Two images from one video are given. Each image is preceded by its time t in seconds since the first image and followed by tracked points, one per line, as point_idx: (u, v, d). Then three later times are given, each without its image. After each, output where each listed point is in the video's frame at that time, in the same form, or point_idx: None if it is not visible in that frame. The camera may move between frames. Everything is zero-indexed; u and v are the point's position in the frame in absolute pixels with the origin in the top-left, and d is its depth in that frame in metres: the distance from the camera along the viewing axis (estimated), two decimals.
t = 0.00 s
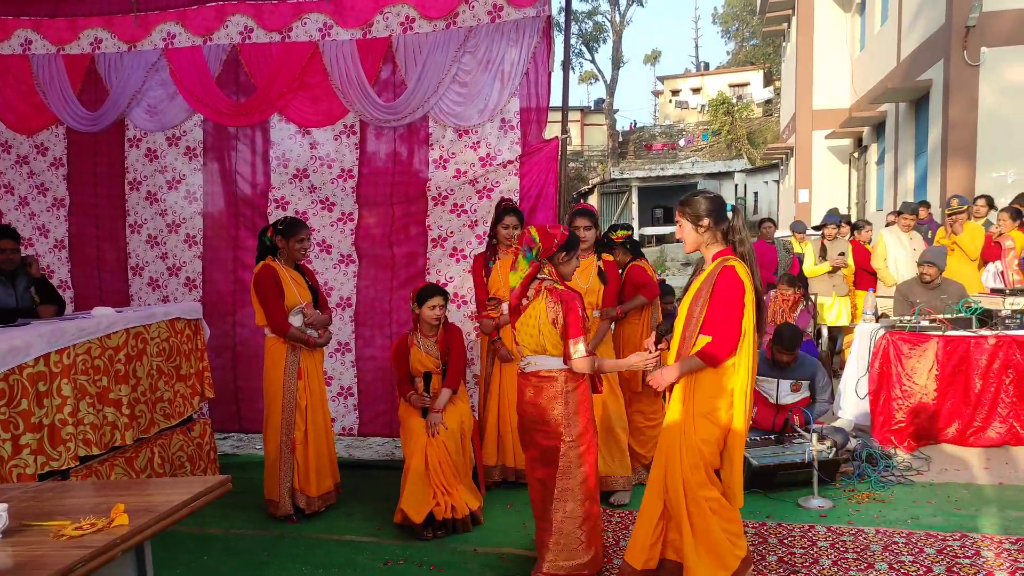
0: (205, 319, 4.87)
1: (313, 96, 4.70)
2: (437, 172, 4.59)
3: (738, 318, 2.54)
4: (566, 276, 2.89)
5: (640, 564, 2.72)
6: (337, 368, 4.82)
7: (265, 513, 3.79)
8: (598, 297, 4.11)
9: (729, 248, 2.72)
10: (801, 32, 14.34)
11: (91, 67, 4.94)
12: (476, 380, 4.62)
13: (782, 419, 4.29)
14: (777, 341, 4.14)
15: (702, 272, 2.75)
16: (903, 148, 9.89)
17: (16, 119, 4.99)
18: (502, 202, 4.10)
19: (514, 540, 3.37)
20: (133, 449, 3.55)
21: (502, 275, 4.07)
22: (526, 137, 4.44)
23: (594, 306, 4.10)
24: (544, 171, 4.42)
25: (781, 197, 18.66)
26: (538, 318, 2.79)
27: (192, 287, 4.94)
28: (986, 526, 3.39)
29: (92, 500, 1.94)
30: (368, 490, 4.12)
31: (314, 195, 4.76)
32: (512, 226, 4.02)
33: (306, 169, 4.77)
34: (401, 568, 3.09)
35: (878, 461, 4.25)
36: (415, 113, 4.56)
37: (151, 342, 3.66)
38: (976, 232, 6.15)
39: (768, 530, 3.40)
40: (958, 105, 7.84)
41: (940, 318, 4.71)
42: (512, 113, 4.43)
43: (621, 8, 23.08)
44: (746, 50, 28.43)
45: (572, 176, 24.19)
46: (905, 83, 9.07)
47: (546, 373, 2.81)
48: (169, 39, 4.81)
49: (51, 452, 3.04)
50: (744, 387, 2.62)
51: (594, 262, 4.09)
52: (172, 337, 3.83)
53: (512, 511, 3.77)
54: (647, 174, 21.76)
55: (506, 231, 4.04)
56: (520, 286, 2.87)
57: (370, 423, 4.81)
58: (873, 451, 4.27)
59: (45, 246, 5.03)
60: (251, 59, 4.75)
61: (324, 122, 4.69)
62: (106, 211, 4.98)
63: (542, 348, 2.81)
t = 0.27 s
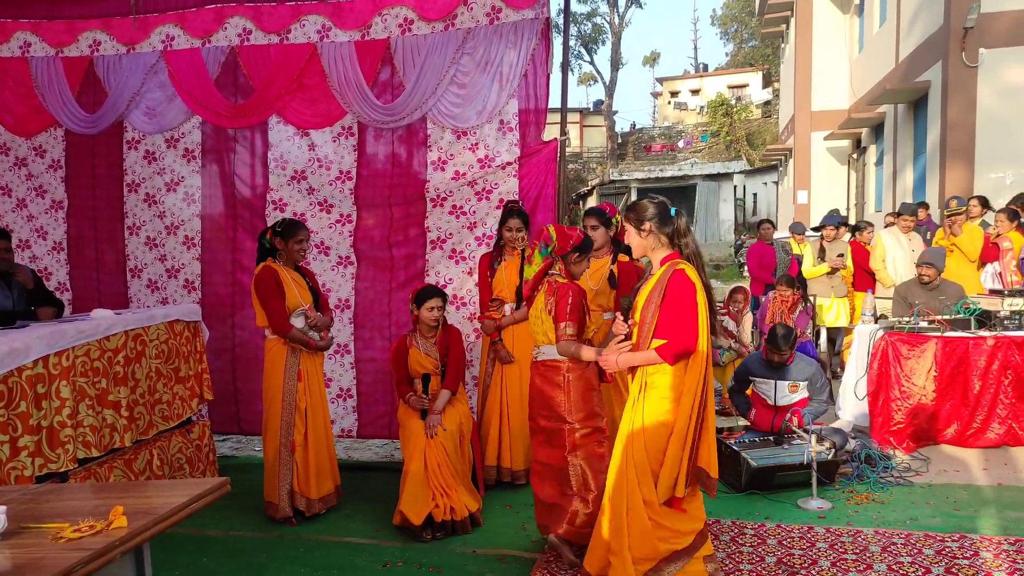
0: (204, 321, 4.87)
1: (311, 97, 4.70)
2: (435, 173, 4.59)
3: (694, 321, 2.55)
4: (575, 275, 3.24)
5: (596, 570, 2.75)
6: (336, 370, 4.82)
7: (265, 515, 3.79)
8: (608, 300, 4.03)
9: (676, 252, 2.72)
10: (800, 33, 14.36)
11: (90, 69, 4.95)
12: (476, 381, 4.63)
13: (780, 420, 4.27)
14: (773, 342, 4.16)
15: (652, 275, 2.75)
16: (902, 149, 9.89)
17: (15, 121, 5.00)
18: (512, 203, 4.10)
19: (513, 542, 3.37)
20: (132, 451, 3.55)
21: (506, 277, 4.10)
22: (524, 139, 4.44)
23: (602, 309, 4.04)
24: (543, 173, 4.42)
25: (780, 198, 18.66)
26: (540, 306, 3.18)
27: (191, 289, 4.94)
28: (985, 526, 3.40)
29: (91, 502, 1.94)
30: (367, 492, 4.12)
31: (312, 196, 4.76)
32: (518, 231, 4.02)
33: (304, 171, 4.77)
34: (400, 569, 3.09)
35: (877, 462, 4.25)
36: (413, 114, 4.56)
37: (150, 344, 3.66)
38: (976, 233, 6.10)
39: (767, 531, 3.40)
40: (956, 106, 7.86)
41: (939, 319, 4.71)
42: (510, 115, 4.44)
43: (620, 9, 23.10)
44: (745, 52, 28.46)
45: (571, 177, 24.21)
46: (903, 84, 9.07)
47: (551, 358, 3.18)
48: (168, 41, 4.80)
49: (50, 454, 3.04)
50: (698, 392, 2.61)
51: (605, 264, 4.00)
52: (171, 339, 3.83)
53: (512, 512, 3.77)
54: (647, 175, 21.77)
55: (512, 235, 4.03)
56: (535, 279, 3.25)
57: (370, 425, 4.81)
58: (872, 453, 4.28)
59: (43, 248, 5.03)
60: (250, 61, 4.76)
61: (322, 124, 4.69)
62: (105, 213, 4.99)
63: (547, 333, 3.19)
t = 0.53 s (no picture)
0: (202, 324, 4.87)
1: (308, 99, 4.70)
2: (433, 175, 4.60)
3: (613, 329, 2.71)
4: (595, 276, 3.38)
5: None
6: (335, 372, 4.81)
7: (264, 517, 3.78)
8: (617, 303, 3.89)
9: (599, 258, 2.85)
10: (797, 34, 14.38)
11: (87, 72, 4.95)
12: (475, 383, 4.63)
13: (779, 420, 4.30)
14: (765, 342, 4.20)
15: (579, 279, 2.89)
16: (899, 149, 9.91)
17: (12, 124, 4.99)
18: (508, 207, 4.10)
19: (513, 544, 3.36)
20: (130, 454, 3.55)
21: (505, 278, 4.10)
22: (522, 141, 4.44)
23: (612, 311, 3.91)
24: (541, 174, 4.41)
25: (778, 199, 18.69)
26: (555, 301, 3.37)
27: (188, 292, 4.94)
28: (984, 526, 3.40)
29: (90, 505, 1.94)
30: (366, 494, 4.12)
31: (310, 198, 4.76)
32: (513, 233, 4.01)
33: (301, 173, 4.77)
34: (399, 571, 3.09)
35: (876, 462, 4.26)
36: (410, 115, 4.56)
37: (148, 347, 3.66)
38: (972, 232, 6.10)
39: (766, 532, 3.40)
40: (953, 106, 7.88)
41: (937, 318, 4.71)
42: (507, 116, 4.44)
43: (617, 11, 23.13)
44: (742, 53, 28.50)
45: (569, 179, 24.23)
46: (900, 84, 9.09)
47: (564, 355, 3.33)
48: (165, 44, 4.81)
49: (48, 458, 3.04)
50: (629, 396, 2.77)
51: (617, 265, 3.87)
52: (169, 341, 3.83)
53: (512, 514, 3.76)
54: (644, 176, 21.79)
55: (510, 238, 4.05)
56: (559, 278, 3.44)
57: (368, 427, 4.81)
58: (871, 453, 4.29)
59: (40, 251, 5.03)
60: (246, 63, 4.75)
61: (318, 125, 4.69)
62: (102, 216, 4.98)
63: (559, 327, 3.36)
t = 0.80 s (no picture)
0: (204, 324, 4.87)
1: (310, 99, 4.70)
2: (434, 174, 4.60)
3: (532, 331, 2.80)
4: (621, 277, 3.42)
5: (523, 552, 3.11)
6: (336, 372, 4.82)
7: (266, 517, 3.79)
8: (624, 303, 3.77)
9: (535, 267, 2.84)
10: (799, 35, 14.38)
11: (90, 72, 4.96)
12: (476, 384, 4.63)
13: (780, 421, 4.30)
14: (761, 344, 4.20)
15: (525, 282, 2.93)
16: (902, 150, 9.89)
17: (15, 124, 5.00)
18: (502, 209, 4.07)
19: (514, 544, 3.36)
20: (132, 453, 3.55)
21: (505, 279, 4.08)
22: (523, 141, 4.45)
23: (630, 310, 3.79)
24: (543, 174, 4.41)
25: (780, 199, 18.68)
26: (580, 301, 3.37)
27: (190, 291, 4.94)
28: (986, 528, 3.39)
29: (92, 504, 1.94)
30: (367, 494, 4.12)
31: (311, 198, 4.76)
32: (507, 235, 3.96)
33: (302, 173, 4.77)
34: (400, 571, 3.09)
35: (878, 463, 4.25)
36: (411, 115, 4.57)
37: (150, 346, 3.66)
38: (976, 234, 6.12)
39: (768, 533, 3.40)
40: (956, 107, 7.86)
41: (939, 319, 4.70)
42: (509, 116, 4.44)
43: (620, 11, 23.13)
44: (745, 53, 28.45)
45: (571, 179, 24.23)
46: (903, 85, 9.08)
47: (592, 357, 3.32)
48: (168, 44, 4.83)
49: (50, 457, 3.04)
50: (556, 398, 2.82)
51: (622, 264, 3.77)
52: (171, 341, 3.84)
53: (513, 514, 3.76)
54: (647, 177, 21.79)
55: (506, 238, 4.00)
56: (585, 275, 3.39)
57: (370, 427, 4.81)
58: (872, 453, 4.28)
59: (41, 250, 5.04)
60: (249, 63, 4.75)
61: (320, 125, 4.69)
62: (104, 216, 4.99)
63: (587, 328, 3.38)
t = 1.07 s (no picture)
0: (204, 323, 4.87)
1: (311, 98, 4.71)
2: (434, 174, 4.60)
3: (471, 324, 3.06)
4: (634, 279, 3.33)
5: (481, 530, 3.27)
6: (337, 372, 4.81)
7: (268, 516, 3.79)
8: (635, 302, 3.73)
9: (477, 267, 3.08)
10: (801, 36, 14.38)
11: (92, 71, 4.97)
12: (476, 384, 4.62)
13: (781, 424, 4.29)
14: (760, 347, 4.18)
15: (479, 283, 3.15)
16: (903, 152, 9.88)
17: (17, 123, 5.01)
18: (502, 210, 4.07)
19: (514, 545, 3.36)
20: (133, 453, 3.55)
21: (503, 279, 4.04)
22: (524, 141, 4.45)
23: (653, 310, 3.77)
24: (544, 175, 4.41)
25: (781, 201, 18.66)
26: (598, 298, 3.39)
27: (190, 291, 4.94)
28: (987, 530, 3.39)
29: (92, 504, 1.94)
30: (367, 495, 4.12)
31: (311, 198, 4.76)
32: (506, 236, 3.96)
33: (303, 173, 4.77)
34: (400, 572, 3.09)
35: (879, 465, 4.25)
36: (411, 114, 4.57)
37: (151, 346, 3.66)
38: (977, 236, 6.15)
39: (768, 535, 3.40)
40: (957, 108, 7.86)
41: (940, 321, 4.69)
42: (510, 116, 4.45)
43: (621, 12, 23.13)
44: (747, 54, 28.43)
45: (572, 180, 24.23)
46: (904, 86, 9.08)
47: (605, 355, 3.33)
48: (170, 44, 4.84)
49: (51, 456, 3.04)
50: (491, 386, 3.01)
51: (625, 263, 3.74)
52: (172, 341, 3.84)
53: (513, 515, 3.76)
54: (648, 177, 21.79)
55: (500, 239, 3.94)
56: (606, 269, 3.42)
57: (369, 428, 4.81)
58: (873, 455, 4.28)
59: (42, 250, 5.05)
60: (250, 63, 4.76)
61: (321, 125, 4.70)
62: (105, 215, 4.99)
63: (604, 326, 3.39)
